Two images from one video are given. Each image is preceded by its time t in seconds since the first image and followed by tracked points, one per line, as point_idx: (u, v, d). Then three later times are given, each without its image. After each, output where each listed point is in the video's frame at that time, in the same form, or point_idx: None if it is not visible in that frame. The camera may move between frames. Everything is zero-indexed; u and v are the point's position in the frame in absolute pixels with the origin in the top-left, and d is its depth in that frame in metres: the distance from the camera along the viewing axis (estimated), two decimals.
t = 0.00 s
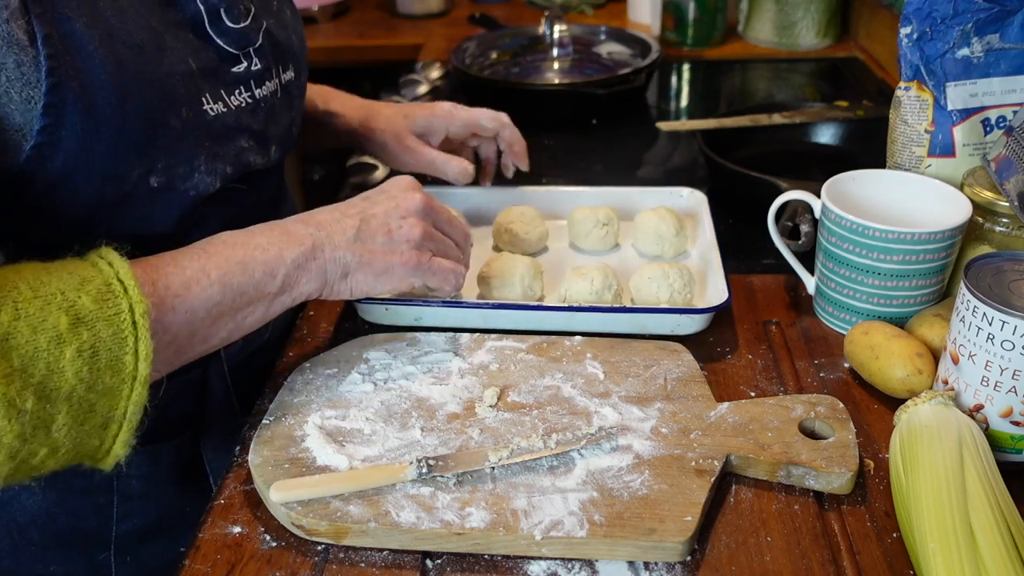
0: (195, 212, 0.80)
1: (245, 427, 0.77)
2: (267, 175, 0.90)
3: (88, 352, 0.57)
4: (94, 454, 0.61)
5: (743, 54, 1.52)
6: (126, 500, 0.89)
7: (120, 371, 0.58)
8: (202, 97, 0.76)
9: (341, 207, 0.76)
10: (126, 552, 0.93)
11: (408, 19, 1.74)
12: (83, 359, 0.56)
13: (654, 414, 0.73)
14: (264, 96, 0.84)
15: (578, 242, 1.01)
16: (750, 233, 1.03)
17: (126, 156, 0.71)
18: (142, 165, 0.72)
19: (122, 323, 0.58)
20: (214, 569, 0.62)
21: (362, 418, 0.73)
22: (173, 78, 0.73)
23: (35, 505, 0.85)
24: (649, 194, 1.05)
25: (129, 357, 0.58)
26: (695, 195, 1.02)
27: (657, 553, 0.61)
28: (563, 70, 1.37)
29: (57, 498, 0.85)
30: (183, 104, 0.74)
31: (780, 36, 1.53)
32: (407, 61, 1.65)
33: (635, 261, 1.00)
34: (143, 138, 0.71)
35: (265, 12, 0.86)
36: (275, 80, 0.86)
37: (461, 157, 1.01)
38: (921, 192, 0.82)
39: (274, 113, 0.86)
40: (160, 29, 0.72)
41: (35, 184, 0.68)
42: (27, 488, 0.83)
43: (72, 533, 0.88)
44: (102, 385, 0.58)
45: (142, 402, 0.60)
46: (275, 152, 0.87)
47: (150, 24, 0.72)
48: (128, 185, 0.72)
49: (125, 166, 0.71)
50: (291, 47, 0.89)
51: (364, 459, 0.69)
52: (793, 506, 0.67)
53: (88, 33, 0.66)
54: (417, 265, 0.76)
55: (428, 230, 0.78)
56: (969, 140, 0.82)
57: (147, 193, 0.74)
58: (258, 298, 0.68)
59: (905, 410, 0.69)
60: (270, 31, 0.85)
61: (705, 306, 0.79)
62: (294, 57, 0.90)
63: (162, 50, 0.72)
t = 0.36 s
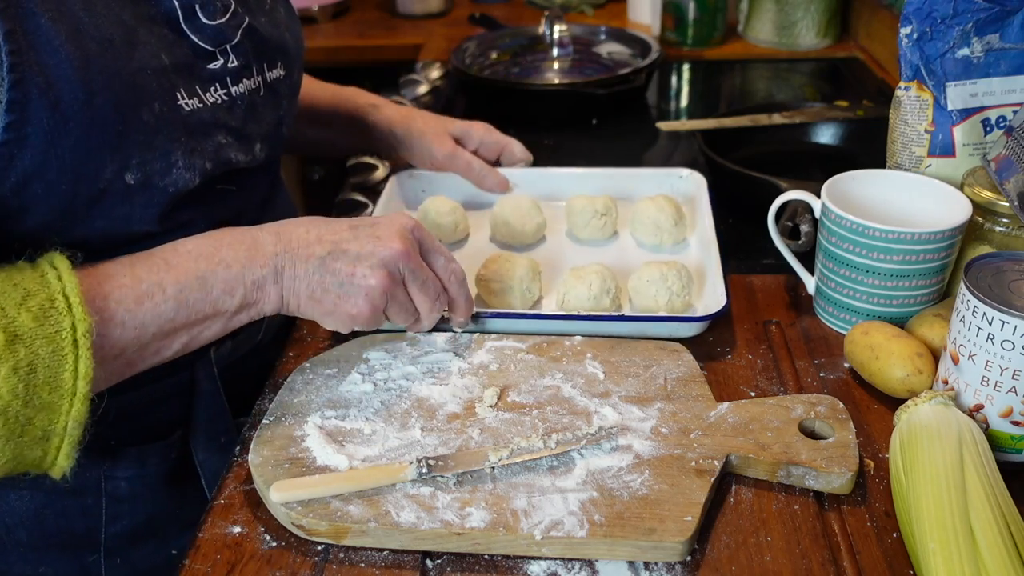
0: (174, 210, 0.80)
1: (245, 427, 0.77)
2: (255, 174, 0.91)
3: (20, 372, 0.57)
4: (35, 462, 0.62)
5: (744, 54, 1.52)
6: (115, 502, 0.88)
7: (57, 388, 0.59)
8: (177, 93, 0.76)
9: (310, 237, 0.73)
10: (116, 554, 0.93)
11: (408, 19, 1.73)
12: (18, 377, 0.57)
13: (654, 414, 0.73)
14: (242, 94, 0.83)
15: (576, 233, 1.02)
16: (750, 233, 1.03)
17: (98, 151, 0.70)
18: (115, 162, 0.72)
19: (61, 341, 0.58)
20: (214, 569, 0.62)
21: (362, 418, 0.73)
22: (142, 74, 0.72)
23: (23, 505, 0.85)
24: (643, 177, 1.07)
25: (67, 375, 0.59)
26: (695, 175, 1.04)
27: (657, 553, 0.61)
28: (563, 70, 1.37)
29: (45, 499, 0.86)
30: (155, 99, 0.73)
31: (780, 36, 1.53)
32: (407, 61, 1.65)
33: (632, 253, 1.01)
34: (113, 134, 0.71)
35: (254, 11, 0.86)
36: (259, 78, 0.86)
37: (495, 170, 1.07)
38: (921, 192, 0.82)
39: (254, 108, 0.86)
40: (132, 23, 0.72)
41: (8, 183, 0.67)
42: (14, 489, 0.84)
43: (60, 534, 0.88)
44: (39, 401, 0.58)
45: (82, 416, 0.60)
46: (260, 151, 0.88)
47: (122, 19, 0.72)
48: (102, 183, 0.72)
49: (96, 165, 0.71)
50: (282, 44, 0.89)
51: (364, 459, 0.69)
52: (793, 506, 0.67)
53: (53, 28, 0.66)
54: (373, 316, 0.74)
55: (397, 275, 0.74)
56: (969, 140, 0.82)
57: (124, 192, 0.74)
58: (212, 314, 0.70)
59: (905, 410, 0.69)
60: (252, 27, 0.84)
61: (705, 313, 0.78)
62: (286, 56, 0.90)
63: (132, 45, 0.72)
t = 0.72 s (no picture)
0: (157, 215, 0.79)
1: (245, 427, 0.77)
2: (244, 176, 0.91)
3: None
4: None
5: (744, 54, 1.52)
6: (103, 503, 0.88)
7: None
8: (160, 98, 0.76)
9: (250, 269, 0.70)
10: (106, 557, 0.92)
11: (408, 19, 1.74)
12: None
13: (654, 414, 0.73)
14: (229, 98, 0.84)
15: (556, 161, 1.00)
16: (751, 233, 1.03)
17: (77, 157, 0.70)
18: (95, 169, 0.72)
19: None
20: (213, 569, 0.62)
21: (362, 418, 0.73)
22: (124, 80, 0.73)
23: (11, 506, 0.85)
24: (633, 94, 1.05)
25: None
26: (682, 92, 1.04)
27: (657, 553, 0.61)
28: (563, 70, 1.37)
29: (33, 500, 0.85)
30: (136, 104, 0.73)
31: (780, 36, 1.53)
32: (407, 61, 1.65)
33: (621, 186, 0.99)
34: (92, 140, 0.71)
35: (245, 13, 0.87)
36: (248, 82, 0.86)
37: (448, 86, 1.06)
38: (922, 192, 0.82)
39: (242, 110, 0.86)
40: (114, 28, 0.73)
41: None
42: None
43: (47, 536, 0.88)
44: None
45: None
46: (248, 154, 0.88)
47: (103, 23, 0.72)
48: (83, 192, 0.72)
49: (75, 172, 0.71)
50: (273, 46, 0.90)
51: (364, 459, 0.69)
52: (793, 506, 0.67)
53: (30, 35, 0.66)
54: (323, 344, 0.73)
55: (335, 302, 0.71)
56: (969, 140, 0.82)
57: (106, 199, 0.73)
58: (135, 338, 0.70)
59: (905, 410, 0.69)
60: (240, 28, 0.85)
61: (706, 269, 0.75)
62: (276, 57, 0.91)
63: (113, 51, 0.72)
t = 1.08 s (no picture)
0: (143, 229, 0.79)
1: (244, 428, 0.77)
2: (232, 192, 0.91)
3: None
4: None
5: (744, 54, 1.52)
6: (77, 513, 0.88)
7: None
8: (147, 115, 0.75)
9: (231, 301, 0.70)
10: (82, 564, 0.92)
11: (408, 18, 1.73)
12: None
13: (654, 414, 0.73)
14: (220, 114, 0.84)
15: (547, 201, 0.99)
16: (750, 233, 1.03)
17: (57, 172, 0.70)
18: (74, 185, 0.71)
19: None
20: (214, 569, 0.62)
21: (362, 418, 0.73)
22: (109, 96, 0.72)
23: None
24: (637, 132, 1.05)
25: None
26: (679, 133, 1.03)
27: (657, 553, 0.61)
28: (563, 70, 1.37)
29: (8, 508, 0.85)
30: (121, 121, 0.73)
31: (780, 36, 1.53)
32: (407, 61, 1.65)
33: (610, 229, 0.98)
34: (73, 158, 0.70)
35: (241, 26, 0.88)
36: (241, 97, 0.87)
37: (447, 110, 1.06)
38: (922, 192, 0.82)
39: (234, 126, 0.86)
40: (102, 42, 0.72)
41: None
42: None
43: (24, 543, 0.88)
44: None
45: None
46: (238, 171, 0.88)
47: (90, 37, 0.71)
48: (61, 208, 0.71)
49: (54, 187, 0.70)
50: (266, 60, 0.90)
51: (364, 459, 0.69)
52: (793, 506, 0.67)
53: (13, 48, 0.66)
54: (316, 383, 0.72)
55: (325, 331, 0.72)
56: (969, 140, 0.82)
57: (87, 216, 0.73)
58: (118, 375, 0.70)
59: (905, 411, 0.69)
60: (235, 44, 0.85)
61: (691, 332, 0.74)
62: (272, 72, 0.91)
63: (99, 66, 0.72)
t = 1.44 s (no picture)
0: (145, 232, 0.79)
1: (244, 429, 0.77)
2: (234, 192, 0.91)
3: None
4: None
5: (744, 54, 1.52)
6: (84, 513, 0.88)
7: None
8: (151, 116, 0.75)
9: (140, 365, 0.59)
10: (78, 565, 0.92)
11: (409, 19, 1.73)
12: None
13: (654, 414, 0.73)
14: (223, 115, 0.84)
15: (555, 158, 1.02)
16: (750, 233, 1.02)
17: (62, 175, 0.70)
18: (80, 187, 0.71)
19: None
20: (213, 569, 0.62)
21: (362, 418, 0.73)
22: (114, 98, 0.72)
23: None
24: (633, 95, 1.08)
25: None
26: (678, 89, 1.06)
27: (657, 553, 0.61)
28: (563, 70, 1.37)
29: (10, 509, 0.86)
30: (123, 124, 0.73)
31: (780, 36, 1.53)
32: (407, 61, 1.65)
33: (620, 179, 1.01)
34: (80, 161, 0.71)
35: (244, 28, 0.89)
36: (245, 99, 0.87)
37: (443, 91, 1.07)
38: (922, 192, 0.82)
39: (236, 128, 0.86)
40: (106, 45, 0.72)
41: None
42: None
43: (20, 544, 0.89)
44: None
45: None
46: (240, 172, 0.87)
47: (94, 40, 0.72)
48: (67, 209, 0.71)
49: (60, 189, 0.70)
50: (269, 62, 0.90)
51: (364, 459, 0.69)
52: (793, 506, 0.67)
53: (20, 51, 0.66)
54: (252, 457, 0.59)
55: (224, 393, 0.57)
56: (969, 140, 0.82)
57: (91, 216, 0.73)
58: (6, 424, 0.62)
59: (904, 410, 0.69)
60: (238, 46, 0.85)
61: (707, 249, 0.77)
62: (273, 73, 0.91)
63: (104, 67, 0.72)
